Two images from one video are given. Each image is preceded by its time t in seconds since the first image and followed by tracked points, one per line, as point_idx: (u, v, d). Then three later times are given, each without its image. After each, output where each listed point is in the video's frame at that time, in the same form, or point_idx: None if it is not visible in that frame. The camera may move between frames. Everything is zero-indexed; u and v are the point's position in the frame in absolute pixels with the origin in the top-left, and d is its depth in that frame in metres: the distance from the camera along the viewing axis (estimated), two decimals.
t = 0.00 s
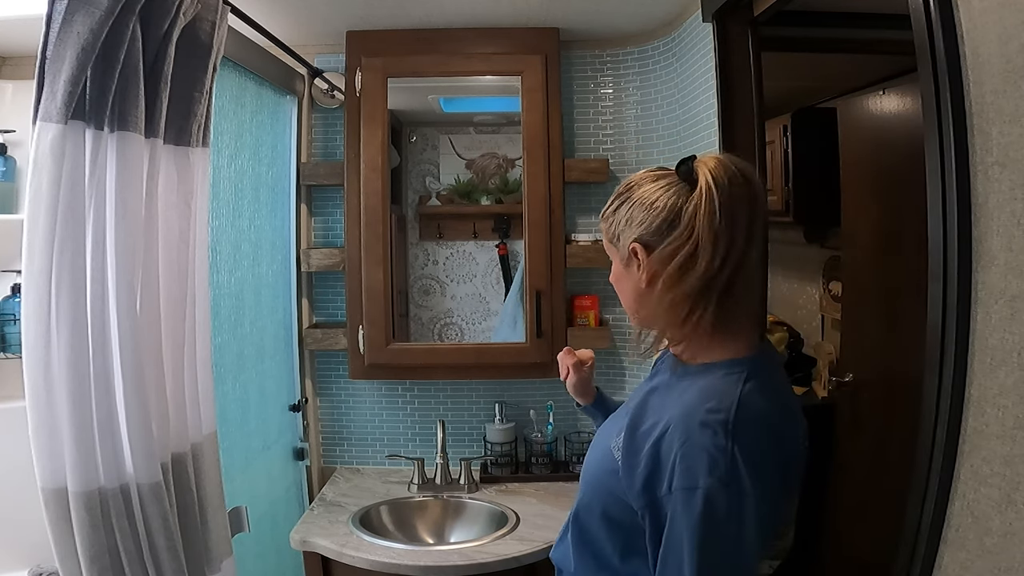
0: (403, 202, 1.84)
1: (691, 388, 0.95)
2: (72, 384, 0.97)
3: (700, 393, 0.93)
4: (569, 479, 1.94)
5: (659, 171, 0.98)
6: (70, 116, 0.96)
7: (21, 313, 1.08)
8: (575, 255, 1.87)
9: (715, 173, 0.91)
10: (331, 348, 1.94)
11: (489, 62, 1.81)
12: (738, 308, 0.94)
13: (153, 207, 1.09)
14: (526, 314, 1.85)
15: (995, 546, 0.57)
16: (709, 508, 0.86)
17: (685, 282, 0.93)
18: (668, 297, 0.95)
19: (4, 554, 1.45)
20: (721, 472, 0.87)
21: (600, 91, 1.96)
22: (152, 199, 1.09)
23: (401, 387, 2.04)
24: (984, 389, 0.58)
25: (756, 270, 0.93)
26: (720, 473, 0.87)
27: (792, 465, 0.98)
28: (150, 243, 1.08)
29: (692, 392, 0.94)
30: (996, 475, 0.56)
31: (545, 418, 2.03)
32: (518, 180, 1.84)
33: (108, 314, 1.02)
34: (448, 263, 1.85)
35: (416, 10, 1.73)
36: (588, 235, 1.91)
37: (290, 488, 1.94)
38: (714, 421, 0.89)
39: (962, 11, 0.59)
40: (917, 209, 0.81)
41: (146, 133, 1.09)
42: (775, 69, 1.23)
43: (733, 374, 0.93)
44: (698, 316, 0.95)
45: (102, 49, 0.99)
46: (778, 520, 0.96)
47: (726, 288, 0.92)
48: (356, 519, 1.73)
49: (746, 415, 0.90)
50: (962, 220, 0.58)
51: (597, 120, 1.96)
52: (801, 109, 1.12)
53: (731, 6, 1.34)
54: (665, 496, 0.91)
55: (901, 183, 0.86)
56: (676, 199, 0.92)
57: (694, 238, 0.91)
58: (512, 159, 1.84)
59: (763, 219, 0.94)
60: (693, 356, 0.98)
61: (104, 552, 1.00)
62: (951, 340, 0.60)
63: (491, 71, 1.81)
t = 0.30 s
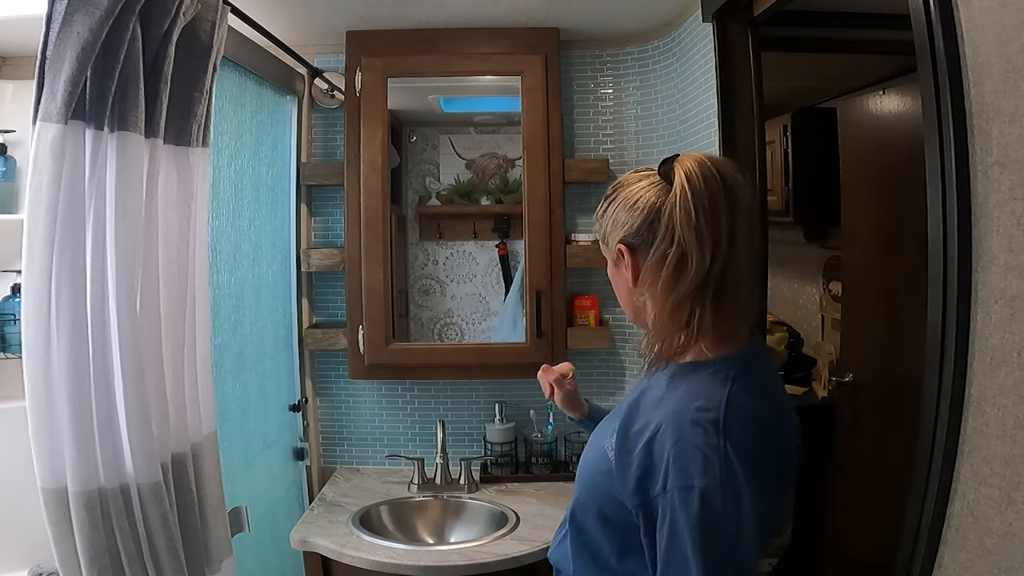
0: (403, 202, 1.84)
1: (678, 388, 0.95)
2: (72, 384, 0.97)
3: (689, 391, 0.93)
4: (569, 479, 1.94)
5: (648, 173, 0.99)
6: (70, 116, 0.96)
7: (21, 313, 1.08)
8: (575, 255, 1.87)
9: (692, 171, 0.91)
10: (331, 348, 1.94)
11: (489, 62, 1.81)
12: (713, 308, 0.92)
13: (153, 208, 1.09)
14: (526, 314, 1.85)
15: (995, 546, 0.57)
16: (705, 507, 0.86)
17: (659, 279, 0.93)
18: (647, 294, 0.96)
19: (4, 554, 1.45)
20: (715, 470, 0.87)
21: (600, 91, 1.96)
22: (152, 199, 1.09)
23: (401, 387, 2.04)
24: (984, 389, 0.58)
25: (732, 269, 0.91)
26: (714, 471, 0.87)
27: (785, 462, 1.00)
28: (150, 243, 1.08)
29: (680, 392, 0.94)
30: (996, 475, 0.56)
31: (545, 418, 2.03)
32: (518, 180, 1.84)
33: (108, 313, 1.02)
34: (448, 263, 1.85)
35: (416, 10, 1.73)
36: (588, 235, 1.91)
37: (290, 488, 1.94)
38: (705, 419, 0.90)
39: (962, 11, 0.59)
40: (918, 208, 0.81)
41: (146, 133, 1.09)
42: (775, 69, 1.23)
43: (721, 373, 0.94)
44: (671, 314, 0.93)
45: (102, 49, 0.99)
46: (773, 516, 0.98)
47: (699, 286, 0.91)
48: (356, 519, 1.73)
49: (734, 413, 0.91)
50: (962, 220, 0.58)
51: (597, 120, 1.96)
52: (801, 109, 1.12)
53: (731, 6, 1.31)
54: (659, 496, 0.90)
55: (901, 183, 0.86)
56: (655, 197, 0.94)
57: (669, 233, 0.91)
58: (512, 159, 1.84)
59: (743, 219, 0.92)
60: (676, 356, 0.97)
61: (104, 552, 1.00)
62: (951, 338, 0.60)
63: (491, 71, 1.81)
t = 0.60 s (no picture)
0: (403, 202, 1.84)
1: (686, 388, 0.95)
2: (72, 384, 0.97)
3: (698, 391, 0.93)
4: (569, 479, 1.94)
5: (648, 173, 0.99)
6: (70, 116, 0.96)
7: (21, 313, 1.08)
8: (575, 255, 1.87)
9: (696, 171, 0.91)
10: (331, 348, 1.94)
11: (489, 62, 1.81)
12: (714, 309, 0.92)
13: (153, 208, 1.09)
14: (526, 314, 1.85)
15: (995, 546, 0.57)
16: (718, 504, 0.85)
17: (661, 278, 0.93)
18: (651, 294, 0.96)
19: (4, 554, 1.45)
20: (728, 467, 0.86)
21: (600, 91, 1.96)
22: (152, 199, 1.09)
23: (401, 387, 2.04)
24: (984, 389, 0.58)
25: (734, 270, 0.91)
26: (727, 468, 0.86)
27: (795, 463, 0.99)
28: (150, 243, 1.08)
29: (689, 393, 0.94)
30: (996, 475, 0.56)
31: (545, 418, 2.03)
32: (518, 180, 1.83)
33: (108, 313, 1.02)
34: (449, 263, 1.85)
35: (416, 10, 1.73)
36: (588, 235, 1.91)
37: (290, 488, 1.94)
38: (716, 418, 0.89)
39: (962, 11, 0.59)
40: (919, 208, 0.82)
41: (146, 134, 1.09)
42: (775, 69, 1.23)
43: (729, 371, 0.94)
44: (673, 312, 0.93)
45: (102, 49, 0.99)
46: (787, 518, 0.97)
47: (703, 286, 0.91)
48: (356, 519, 1.73)
49: (747, 410, 0.91)
50: (962, 220, 0.58)
51: (597, 120, 1.96)
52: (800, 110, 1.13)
53: (731, 6, 1.28)
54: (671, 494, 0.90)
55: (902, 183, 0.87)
56: (660, 197, 0.93)
57: (674, 234, 0.91)
58: (512, 159, 1.84)
59: (746, 219, 0.92)
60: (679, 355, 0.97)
61: (104, 552, 1.00)
62: (951, 337, 0.59)
63: (491, 71, 1.81)
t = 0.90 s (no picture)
0: (403, 202, 1.84)
1: (694, 376, 0.95)
2: (72, 384, 0.97)
3: (702, 380, 0.93)
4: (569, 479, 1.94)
5: (663, 170, 0.98)
6: (70, 116, 0.96)
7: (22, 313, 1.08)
8: (575, 255, 1.87)
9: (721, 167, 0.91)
10: (331, 348, 1.94)
11: (489, 62, 1.81)
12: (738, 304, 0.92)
13: (153, 208, 1.09)
14: (526, 314, 1.85)
15: (995, 546, 0.57)
16: (715, 493, 0.86)
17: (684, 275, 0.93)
18: (674, 290, 0.95)
19: (4, 554, 1.45)
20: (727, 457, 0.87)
21: (600, 91, 1.96)
22: (152, 199, 1.09)
23: (401, 387, 2.04)
24: (984, 389, 0.58)
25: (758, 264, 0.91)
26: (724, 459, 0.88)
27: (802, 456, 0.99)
28: (150, 243, 1.08)
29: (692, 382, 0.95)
30: (996, 475, 0.56)
31: (545, 418, 2.03)
32: (518, 180, 1.83)
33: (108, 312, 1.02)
34: (448, 263, 1.85)
35: (416, 10, 1.73)
36: (588, 235, 1.91)
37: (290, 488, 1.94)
38: (718, 408, 0.90)
39: (962, 11, 0.59)
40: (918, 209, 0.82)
41: (146, 134, 1.09)
42: (775, 68, 1.23)
43: (740, 363, 0.93)
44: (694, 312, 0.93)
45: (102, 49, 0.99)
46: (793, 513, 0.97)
47: (729, 280, 0.91)
48: (356, 519, 1.73)
49: (754, 401, 0.90)
50: (963, 221, 0.58)
51: (597, 120, 1.96)
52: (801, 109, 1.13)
53: (731, 6, 1.29)
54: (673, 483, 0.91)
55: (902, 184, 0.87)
56: (682, 193, 0.93)
57: (701, 227, 0.91)
58: (512, 159, 1.84)
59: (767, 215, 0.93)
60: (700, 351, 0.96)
61: (104, 552, 1.00)
62: (951, 337, 0.59)
63: (491, 71, 1.81)
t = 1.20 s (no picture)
0: (403, 202, 1.84)
1: (768, 361, 0.92)
2: (69, 384, 0.97)
3: (748, 366, 0.94)
4: (569, 479, 1.94)
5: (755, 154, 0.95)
6: (70, 116, 0.96)
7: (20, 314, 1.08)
8: (575, 255, 1.87)
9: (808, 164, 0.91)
10: (331, 348, 1.94)
11: (489, 62, 1.81)
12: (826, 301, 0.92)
13: (151, 208, 1.09)
14: (526, 314, 1.85)
15: (995, 546, 0.54)
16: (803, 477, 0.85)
17: (727, 266, 0.92)
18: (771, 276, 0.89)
19: (5, 553, 1.45)
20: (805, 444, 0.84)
21: (600, 91, 1.96)
22: (151, 200, 1.09)
23: (401, 387, 2.04)
24: (984, 389, 0.55)
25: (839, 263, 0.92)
26: (756, 444, 0.89)
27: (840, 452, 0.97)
28: (150, 243, 1.08)
29: (739, 366, 0.96)
30: (996, 475, 0.54)
31: (545, 418, 2.03)
32: (518, 180, 1.84)
33: (104, 314, 1.02)
34: (448, 263, 1.85)
35: (416, 10, 1.73)
36: (588, 235, 1.91)
37: (290, 488, 1.94)
38: (757, 392, 0.91)
39: (961, 13, 0.57)
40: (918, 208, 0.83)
41: (146, 133, 1.09)
42: (776, 69, 1.23)
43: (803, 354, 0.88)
44: (742, 303, 0.91)
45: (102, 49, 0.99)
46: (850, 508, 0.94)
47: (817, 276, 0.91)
48: (356, 519, 1.73)
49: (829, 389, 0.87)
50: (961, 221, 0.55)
51: (597, 120, 1.96)
52: (800, 108, 1.13)
53: (731, 6, 1.29)
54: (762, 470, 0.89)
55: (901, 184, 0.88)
56: (784, 179, 0.90)
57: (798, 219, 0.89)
58: (512, 159, 1.84)
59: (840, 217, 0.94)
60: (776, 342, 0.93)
61: (98, 553, 1.00)
62: (950, 335, 0.56)
63: (491, 71, 1.81)
